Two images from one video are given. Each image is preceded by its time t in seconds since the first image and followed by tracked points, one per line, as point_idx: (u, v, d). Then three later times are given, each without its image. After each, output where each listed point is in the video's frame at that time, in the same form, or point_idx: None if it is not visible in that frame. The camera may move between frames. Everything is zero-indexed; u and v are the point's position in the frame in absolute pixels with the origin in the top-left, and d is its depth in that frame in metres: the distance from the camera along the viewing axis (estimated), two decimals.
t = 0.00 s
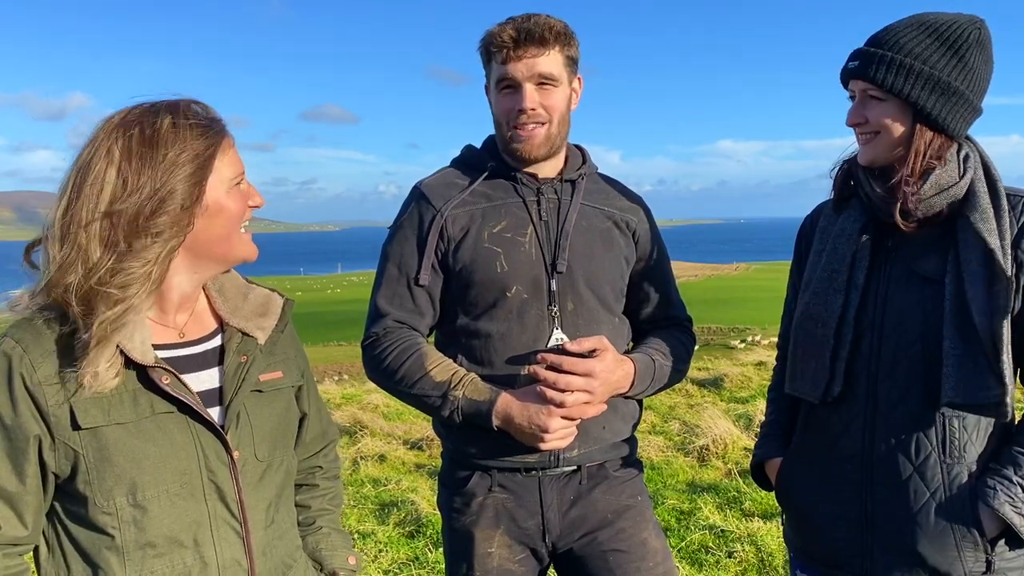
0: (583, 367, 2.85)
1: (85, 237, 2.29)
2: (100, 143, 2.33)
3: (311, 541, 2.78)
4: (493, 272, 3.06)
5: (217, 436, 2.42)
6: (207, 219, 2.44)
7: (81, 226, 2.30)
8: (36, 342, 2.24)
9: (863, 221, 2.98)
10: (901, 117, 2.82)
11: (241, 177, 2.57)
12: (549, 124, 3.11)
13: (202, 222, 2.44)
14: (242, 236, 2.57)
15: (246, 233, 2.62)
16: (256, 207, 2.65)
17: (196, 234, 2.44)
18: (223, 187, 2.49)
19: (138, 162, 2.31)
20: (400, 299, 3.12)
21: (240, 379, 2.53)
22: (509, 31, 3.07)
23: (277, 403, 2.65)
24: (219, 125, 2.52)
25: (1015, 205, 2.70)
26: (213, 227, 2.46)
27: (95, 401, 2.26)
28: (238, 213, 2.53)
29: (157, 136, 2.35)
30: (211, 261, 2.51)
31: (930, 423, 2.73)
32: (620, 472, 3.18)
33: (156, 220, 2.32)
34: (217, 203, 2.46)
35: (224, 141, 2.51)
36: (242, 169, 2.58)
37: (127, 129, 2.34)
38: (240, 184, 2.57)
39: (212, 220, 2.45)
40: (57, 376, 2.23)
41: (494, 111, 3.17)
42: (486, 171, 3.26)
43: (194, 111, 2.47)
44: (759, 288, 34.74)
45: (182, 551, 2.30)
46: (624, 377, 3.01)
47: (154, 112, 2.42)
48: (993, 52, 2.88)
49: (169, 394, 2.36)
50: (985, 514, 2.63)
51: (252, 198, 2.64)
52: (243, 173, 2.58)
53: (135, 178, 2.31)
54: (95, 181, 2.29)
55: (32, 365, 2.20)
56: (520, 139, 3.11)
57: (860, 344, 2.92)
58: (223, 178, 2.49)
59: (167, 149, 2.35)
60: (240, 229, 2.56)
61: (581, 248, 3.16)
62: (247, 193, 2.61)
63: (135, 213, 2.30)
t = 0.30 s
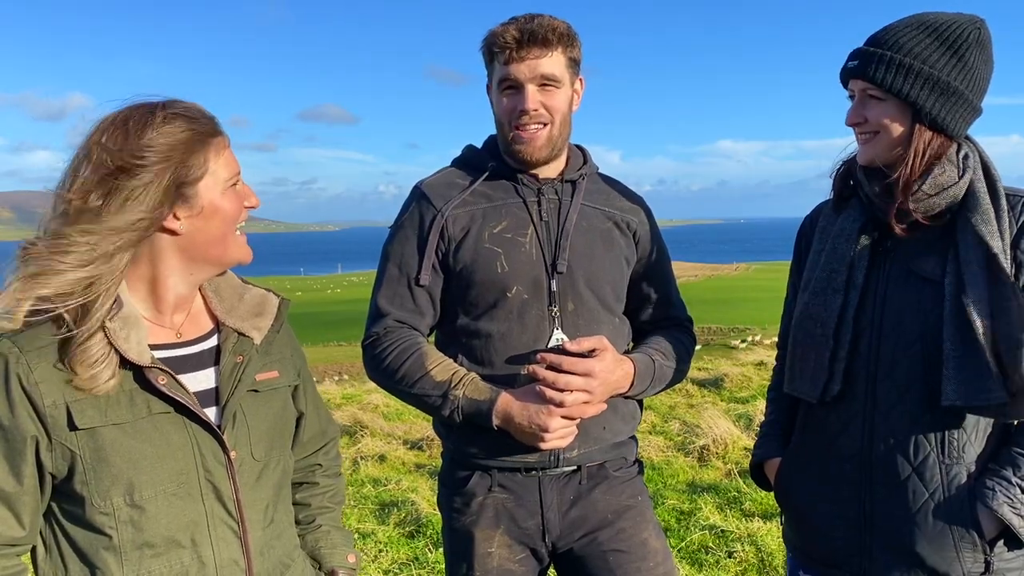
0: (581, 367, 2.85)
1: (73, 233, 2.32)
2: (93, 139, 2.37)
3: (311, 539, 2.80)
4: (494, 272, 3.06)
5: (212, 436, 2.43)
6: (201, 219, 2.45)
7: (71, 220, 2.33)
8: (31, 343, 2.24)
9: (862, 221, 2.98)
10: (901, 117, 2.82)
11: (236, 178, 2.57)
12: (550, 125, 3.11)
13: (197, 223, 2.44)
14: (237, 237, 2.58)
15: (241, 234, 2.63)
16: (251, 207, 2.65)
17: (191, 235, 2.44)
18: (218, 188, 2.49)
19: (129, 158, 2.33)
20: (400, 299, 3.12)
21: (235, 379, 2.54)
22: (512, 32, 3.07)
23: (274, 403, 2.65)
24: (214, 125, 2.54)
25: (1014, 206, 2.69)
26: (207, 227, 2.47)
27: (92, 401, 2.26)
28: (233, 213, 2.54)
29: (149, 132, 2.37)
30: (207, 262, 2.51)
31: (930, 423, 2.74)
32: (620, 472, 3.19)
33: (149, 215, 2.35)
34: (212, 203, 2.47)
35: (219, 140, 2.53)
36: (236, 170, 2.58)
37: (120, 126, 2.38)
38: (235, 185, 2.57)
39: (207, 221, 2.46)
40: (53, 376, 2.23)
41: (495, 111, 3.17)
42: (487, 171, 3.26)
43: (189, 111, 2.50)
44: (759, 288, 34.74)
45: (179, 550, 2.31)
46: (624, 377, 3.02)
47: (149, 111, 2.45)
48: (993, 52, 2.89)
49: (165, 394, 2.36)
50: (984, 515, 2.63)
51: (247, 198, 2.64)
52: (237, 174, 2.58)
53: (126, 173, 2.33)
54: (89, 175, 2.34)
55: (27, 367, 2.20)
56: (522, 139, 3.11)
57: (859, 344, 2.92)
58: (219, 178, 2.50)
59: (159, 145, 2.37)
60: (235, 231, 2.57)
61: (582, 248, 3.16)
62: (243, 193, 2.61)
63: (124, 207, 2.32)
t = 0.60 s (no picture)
0: (580, 368, 2.85)
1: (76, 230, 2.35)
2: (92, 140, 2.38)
3: (311, 541, 2.79)
4: (493, 272, 3.06)
5: (211, 435, 2.43)
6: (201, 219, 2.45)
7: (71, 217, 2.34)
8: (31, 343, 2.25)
9: (861, 221, 2.98)
10: (902, 117, 2.82)
11: (235, 179, 2.57)
12: (550, 125, 3.11)
13: (196, 223, 2.44)
14: (236, 237, 2.58)
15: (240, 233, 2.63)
16: (250, 207, 2.65)
17: (190, 235, 2.44)
18: (218, 189, 2.50)
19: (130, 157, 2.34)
20: (400, 298, 3.12)
21: (234, 380, 2.54)
22: (511, 32, 3.07)
23: (273, 403, 2.64)
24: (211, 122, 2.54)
25: (1015, 206, 2.69)
26: (206, 228, 2.47)
27: (91, 402, 2.26)
28: (232, 212, 2.55)
29: (147, 130, 2.38)
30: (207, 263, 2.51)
31: (930, 423, 2.74)
32: (620, 472, 3.18)
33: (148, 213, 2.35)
34: (212, 203, 2.47)
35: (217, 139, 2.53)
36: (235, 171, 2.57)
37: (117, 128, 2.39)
38: (235, 185, 2.57)
39: (206, 221, 2.46)
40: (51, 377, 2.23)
41: (495, 111, 3.17)
42: (487, 171, 3.26)
43: (186, 109, 2.50)
44: (759, 288, 34.75)
45: (178, 551, 2.31)
46: (623, 378, 3.02)
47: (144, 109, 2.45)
48: (994, 52, 2.88)
49: (165, 395, 2.36)
50: (984, 516, 2.63)
51: (246, 199, 2.64)
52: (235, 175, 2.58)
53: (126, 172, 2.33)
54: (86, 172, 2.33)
55: (26, 368, 2.20)
56: (523, 139, 3.11)
57: (859, 344, 2.92)
58: (218, 177, 2.50)
59: (157, 143, 2.37)
60: (234, 232, 2.57)
61: (582, 247, 3.16)
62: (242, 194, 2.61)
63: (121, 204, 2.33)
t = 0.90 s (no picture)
0: (580, 369, 2.84)
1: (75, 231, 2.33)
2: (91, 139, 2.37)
3: (311, 542, 2.78)
4: (493, 272, 3.05)
5: (212, 438, 2.42)
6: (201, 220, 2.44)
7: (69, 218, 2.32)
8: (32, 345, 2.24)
9: (861, 221, 2.97)
10: (902, 117, 2.82)
11: (236, 179, 2.57)
12: (548, 124, 3.10)
13: (197, 223, 2.43)
14: (237, 237, 2.57)
15: (242, 233, 2.62)
16: (251, 207, 2.65)
17: (192, 236, 2.44)
18: (218, 188, 2.49)
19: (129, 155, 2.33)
20: (400, 299, 3.11)
21: (236, 381, 2.53)
22: (508, 31, 3.06)
23: (274, 404, 2.64)
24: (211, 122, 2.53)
25: (1015, 206, 2.69)
26: (208, 228, 2.46)
27: (91, 404, 2.25)
28: (233, 211, 2.54)
29: (146, 130, 2.37)
30: (208, 263, 2.50)
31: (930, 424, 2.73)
32: (620, 472, 3.18)
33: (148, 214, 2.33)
34: (212, 203, 2.46)
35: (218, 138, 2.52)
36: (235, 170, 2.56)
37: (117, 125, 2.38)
38: (235, 185, 2.56)
39: (207, 221, 2.45)
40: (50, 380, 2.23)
41: (494, 111, 3.16)
42: (486, 171, 3.25)
43: (185, 108, 2.49)
44: (759, 288, 34.79)
45: (178, 553, 2.30)
46: (623, 378, 3.01)
47: (144, 108, 2.44)
48: (994, 52, 2.88)
49: (166, 397, 2.36)
50: (985, 516, 2.62)
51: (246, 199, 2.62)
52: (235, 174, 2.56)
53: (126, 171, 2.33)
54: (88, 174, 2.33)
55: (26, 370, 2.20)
56: (521, 139, 3.11)
57: (860, 344, 2.92)
58: (218, 176, 2.49)
59: (156, 143, 2.36)
60: (235, 232, 2.56)
61: (582, 247, 3.15)
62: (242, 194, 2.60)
63: (121, 205, 2.32)
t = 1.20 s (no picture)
0: (578, 369, 2.84)
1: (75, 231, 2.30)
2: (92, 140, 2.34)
3: (313, 542, 2.78)
4: (491, 272, 3.05)
5: (215, 442, 2.42)
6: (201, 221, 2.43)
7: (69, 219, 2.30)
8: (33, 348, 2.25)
9: (861, 221, 2.97)
10: (902, 116, 2.81)
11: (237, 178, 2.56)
12: (534, 125, 3.10)
13: (197, 224, 2.43)
14: (238, 236, 2.56)
15: (243, 233, 2.62)
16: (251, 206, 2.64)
17: (192, 236, 2.44)
18: (218, 188, 2.48)
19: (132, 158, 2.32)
20: (399, 299, 3.11)
21: (239, 382, 2.53)
22: (494, 33, 3.08)
23: (276, 405, 2.63)
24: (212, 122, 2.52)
25: (1014, 206, 2.70)
26: (208, 228, 2.45)
27: (92, 405, 2.25)
28: (233, 212, 2.53)
29: (148, 129, 2.36)
30: (211, 262, 2.50)
31: (930, 424, 2.72)
32: (619, 474, 3.18)
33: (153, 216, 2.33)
34: (213, 204, 2.46)
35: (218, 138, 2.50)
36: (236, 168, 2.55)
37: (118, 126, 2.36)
38: (236, 185, 2.55)
39: (208, 222, 2.45)
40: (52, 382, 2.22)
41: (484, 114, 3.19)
42: (485, 171, 3.25)
43: (185, 108, 2.48)
44: (759, 288, 34.81)
45: (180, 555, 2.30)
46: (622, 378, 3.01)
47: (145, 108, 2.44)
48: (993, 52, 2.88)
49: (167, 399, 2.35)
50: (984, 516, 2.62)
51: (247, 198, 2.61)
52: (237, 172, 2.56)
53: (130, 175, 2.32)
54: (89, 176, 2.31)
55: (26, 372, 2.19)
56: (508, 141, 3.12)
57: (859, 344, 2.91)
58: (218, 176, 2.48)
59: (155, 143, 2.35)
60: (236, 232, 2.55)
61: (581, 248, 3.15)
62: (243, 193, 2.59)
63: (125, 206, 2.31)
